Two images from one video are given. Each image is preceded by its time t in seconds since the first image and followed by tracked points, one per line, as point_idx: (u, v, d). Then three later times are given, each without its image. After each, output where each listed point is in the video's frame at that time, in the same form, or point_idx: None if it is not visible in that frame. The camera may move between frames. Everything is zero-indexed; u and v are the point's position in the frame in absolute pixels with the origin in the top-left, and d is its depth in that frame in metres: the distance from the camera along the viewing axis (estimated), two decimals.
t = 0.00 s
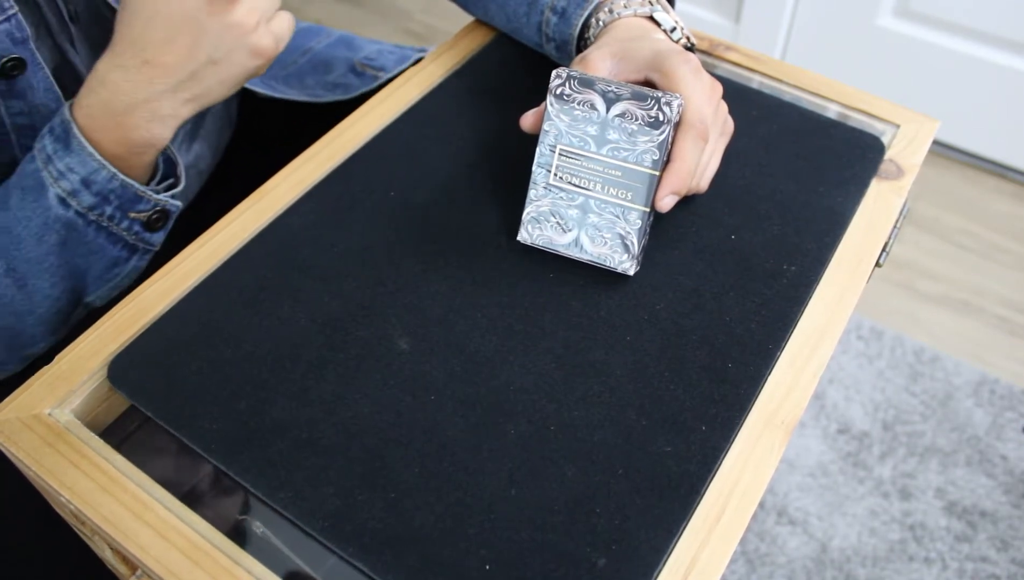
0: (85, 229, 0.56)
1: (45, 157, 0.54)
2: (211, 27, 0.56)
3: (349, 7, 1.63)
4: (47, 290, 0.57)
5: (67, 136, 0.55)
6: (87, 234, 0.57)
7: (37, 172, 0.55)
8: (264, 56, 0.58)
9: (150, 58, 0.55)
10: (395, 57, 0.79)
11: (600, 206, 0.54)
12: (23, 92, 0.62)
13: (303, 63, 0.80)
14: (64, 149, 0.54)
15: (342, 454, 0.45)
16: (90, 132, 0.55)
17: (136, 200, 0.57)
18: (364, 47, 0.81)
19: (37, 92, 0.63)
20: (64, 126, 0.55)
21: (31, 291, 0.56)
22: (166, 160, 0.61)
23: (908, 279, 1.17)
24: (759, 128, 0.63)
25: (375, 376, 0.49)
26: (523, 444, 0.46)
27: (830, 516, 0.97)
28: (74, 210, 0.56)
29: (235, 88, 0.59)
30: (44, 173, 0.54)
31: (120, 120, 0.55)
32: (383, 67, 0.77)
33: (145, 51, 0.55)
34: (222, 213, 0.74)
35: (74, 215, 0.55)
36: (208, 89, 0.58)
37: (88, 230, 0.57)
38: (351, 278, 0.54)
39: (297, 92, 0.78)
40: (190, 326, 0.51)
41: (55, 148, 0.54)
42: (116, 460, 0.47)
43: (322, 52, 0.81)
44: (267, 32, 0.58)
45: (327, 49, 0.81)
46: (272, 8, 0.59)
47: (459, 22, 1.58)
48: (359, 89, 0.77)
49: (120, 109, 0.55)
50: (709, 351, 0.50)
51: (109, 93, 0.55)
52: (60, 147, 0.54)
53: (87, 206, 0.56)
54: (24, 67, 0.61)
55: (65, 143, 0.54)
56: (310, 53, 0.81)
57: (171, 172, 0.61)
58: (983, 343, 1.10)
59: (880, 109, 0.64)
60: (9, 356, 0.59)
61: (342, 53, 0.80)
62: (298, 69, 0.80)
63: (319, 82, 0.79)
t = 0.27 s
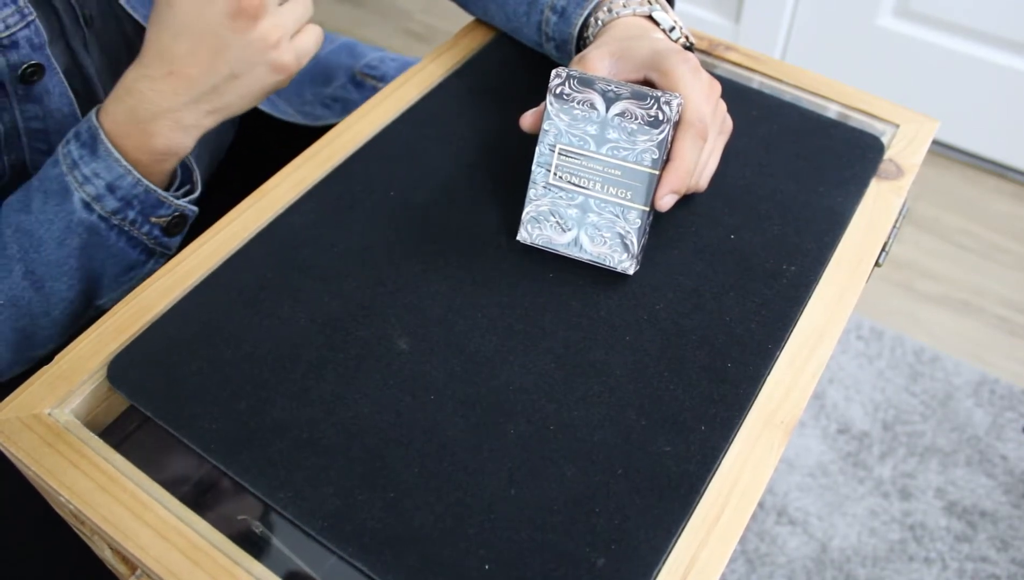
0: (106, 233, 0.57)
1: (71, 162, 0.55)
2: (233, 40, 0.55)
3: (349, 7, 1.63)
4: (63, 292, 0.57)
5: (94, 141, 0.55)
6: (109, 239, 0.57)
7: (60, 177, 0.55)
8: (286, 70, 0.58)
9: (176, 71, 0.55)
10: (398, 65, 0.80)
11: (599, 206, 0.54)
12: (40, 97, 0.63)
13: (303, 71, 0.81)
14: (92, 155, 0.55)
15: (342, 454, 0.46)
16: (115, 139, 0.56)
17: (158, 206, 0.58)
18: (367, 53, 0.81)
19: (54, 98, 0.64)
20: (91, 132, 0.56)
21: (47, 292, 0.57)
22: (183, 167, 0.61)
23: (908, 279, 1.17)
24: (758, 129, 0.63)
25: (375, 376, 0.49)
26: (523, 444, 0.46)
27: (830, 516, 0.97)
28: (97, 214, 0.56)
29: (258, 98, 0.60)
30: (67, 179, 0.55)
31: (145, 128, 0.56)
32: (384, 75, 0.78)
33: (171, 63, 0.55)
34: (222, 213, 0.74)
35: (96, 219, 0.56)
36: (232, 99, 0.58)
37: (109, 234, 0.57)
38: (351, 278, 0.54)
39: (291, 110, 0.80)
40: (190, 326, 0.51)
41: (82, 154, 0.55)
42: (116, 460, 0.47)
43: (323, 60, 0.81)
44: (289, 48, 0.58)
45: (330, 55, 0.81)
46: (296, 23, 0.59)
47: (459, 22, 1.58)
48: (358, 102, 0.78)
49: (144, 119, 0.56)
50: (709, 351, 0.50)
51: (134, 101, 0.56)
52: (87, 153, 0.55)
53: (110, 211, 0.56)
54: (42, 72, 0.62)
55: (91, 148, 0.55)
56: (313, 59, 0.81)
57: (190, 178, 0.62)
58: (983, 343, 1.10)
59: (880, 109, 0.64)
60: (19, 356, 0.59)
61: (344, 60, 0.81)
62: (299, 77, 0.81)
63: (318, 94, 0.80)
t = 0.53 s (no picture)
0: (101, 256, 0.58)
1: (68, 187, 0.55)
2: (224, 70, 0.52)
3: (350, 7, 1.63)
4: (55, 310, 0.58)
5: (92, 168, 0.56)
6: (103, 261, 0.58)
7: (57, 201, 0.56)
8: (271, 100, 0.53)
9: (167, 103, 0.53)
10: (393, 70, 0.82)
11: (598, 206, 0.54)
12: (37, 114, 0.64)
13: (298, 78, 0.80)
14: (89, 182, 0.56)
15: (342, 454, 0.45)
16: (112, 167, 0.56)
17: (153, 230, 0.59)
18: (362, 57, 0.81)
19: (50, 116, 0.64)
20: (88, 157, 0.56)
21: (40, 310, 0.57)
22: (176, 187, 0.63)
23: (908, 279, 1.17)
24: (758, 129, 0.63)
25: (375, 376, 0.49)
26: (523, 444, 0.46)
27: (830, 516, 0.97)
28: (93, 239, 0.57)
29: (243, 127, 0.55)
30: (65, 204, 0.55)
31: (134, 155, 0.56)
32: (380, 80, 0.79)
33: (164, 96, 0.54)
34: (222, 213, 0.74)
35: (92, 243, 0.57)
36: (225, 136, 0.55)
37: (104, 257, 0.58)
38: (351, 278, 0.54)
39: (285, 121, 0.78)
40: (190, 326, 0.51)
41: (79, 180, 0.56)
42: (116, 460, 0.47)
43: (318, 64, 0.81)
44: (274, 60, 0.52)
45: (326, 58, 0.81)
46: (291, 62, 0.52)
47: (459, 23, 1.58)
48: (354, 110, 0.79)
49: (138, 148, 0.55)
50: (709, 351, 0.50)
51: (128, 130, 0.55)
52: (83, 179, 0.56)
53: (106, 235, 0.57)
54: (40, 91, 0.63)
55: (89, 175, 0.56)
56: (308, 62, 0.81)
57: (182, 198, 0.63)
58: (983, 343, 1.10)
59: (880, 109, 0.64)
60: (10, 364, 0.59)
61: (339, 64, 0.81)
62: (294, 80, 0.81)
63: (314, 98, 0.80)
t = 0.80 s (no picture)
0: (105, 255, 0.58)
1: (72, 186, 0.56)
2: (229, 70, 0.52)
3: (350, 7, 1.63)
4: (57, 309, 0.58)
5: (96, 166, 0.56)
6: (106, 261, 0.58)
7: (61, 199, 0.55)
8: (276, 101, 0.53)
9: (173, 101, 0.54)
10: (393, 71, 0.82)
11: (598, 206, 0.54)
12: (38, 111, 0.64)
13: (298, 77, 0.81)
14: (93, 180, 0.56)
15: (342, 454, 0.46)
16: (117, 167, 0.56)
17: (157, 229, 0.59)
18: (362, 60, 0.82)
19: (51, 112, 0.64)
20: (93, 156, 0.56)
21: (43, 309, 0.57)
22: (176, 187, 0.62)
23: (908, 279, 1.17)
24: (758, 129, 0.63)
25: (375, 376, 0.49)
26: (523, 444, 0.46)
27: (830, 516, 0.97)
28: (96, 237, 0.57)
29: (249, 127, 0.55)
30: (69, 203, 0.55)
31: (139, 153, 0.56)
32: (379, 82, 0.80)
33: (170, 94, 0.54)
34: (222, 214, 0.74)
35: (95, 242, 0.57)
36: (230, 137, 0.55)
37: (107, 256, 0.58)
38: (351, 278, 0.54)
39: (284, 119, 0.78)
40: (190, 326, 0.51)
41: (83, 178, 0.56)
42: (116, 460, 0.47)
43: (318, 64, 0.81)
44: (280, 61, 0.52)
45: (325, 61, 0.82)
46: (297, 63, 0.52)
47: (459, 23, 1.58)
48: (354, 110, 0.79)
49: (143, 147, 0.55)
50: (709, 351, 0.50)
51: (133, 128, 0.55)
52: (88, 177, 0.56)
53: (110, 234, 0.57)
54: (41, 87, 0.63)
55: (93, 173, 0.56)
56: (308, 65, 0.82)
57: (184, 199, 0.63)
58: (983, 343, 1.10)
59: (880, 109, 0.64)
60: (9, 363, 0.59)
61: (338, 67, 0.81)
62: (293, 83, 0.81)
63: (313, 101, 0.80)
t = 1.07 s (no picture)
0: (92, 251, 0.57)
1: (56, 181, 0.55)
2: (189, 60, 0.51)
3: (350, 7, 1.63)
4: (49, 306, 0.58)
5: (80, 160, 0.55)
6: (94, 257, 0.57)
7: (46, 195, 0.55)
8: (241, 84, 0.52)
9: (145, 94, 0.53)
10: (393, 70, 0.81)
11: (597, 206, 0.54)
12: (37, 109, 0.64)
13: (299, 78, 0.82)
14: (77, 174, 0.55)
15: (342, 454, 0.46)
16: (101, 162, 0.55)
17: (144, 224, 0.58)
18: (363, 60, 0.82)
19: (50, 110, 0.64)
20: (76, 151, 0.55)
21: (34, 306, 0.57)
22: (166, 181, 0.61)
23: (908, 280, 1.17)
24: (758, 129, 0.63)
25: (374, 376, 0.49)
26: (523, 444, 0.46)
27: (830, 516, 0.97)
28: (83, 233, 0.56)
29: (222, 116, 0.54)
30: (53, 198, 0.55)
31: (120, 148, 0.55)
32: (379, 81, 0.79)
33: (139, 88, 0.53)
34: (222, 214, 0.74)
35: (82, 238, 0.56)
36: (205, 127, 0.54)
37: (95, 253, 0.57)
38: (351, 277, 0.54)
39: (284, 119, 0.79)
40: (189, 326, 0.51)
41: (67, 173, 0.55)
42: (116, 460, 0.47)
43: (318, 65, 0.82)
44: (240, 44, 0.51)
45: (325, 62, 0.82)
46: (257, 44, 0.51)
47: (459, 23, 1.58)
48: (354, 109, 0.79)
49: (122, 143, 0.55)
50: (709, 351, 0.50)
51: (111, 125, 0.54)
52: (71, 172, 0.55)
53: (96, 230, 0.56)
54: (40, 85, 0.63)
55: (77, 168, 0.55)
56: (308, 66, 0.82)
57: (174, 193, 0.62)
58: (983, 343, 1.10)
59: (880, 109, 0.64)
60: (6, 362, 0.59)
61: (339, 67, 0.81)
62: (294, 83, 0.81)
63: (312, 101, 0.80)
